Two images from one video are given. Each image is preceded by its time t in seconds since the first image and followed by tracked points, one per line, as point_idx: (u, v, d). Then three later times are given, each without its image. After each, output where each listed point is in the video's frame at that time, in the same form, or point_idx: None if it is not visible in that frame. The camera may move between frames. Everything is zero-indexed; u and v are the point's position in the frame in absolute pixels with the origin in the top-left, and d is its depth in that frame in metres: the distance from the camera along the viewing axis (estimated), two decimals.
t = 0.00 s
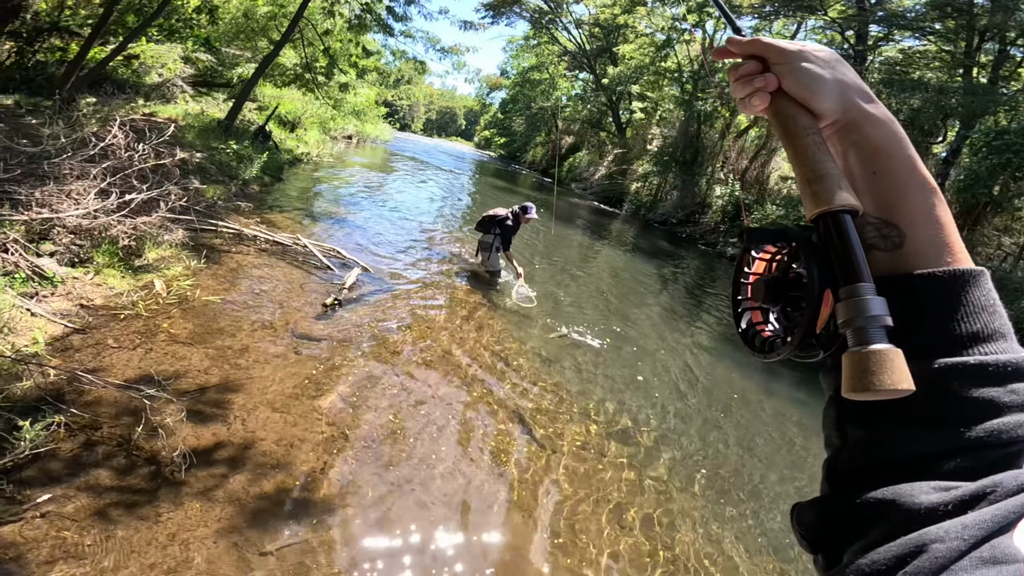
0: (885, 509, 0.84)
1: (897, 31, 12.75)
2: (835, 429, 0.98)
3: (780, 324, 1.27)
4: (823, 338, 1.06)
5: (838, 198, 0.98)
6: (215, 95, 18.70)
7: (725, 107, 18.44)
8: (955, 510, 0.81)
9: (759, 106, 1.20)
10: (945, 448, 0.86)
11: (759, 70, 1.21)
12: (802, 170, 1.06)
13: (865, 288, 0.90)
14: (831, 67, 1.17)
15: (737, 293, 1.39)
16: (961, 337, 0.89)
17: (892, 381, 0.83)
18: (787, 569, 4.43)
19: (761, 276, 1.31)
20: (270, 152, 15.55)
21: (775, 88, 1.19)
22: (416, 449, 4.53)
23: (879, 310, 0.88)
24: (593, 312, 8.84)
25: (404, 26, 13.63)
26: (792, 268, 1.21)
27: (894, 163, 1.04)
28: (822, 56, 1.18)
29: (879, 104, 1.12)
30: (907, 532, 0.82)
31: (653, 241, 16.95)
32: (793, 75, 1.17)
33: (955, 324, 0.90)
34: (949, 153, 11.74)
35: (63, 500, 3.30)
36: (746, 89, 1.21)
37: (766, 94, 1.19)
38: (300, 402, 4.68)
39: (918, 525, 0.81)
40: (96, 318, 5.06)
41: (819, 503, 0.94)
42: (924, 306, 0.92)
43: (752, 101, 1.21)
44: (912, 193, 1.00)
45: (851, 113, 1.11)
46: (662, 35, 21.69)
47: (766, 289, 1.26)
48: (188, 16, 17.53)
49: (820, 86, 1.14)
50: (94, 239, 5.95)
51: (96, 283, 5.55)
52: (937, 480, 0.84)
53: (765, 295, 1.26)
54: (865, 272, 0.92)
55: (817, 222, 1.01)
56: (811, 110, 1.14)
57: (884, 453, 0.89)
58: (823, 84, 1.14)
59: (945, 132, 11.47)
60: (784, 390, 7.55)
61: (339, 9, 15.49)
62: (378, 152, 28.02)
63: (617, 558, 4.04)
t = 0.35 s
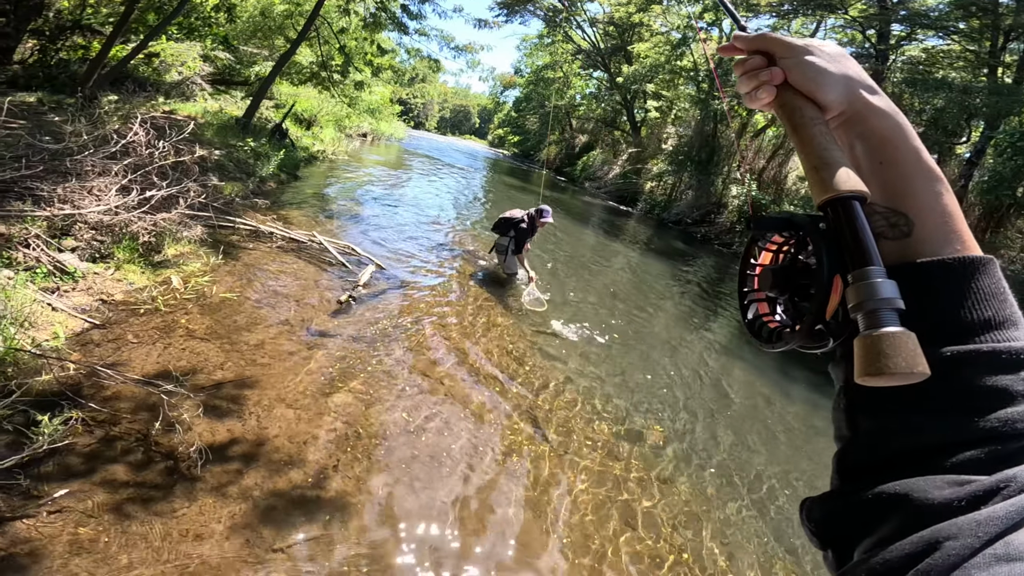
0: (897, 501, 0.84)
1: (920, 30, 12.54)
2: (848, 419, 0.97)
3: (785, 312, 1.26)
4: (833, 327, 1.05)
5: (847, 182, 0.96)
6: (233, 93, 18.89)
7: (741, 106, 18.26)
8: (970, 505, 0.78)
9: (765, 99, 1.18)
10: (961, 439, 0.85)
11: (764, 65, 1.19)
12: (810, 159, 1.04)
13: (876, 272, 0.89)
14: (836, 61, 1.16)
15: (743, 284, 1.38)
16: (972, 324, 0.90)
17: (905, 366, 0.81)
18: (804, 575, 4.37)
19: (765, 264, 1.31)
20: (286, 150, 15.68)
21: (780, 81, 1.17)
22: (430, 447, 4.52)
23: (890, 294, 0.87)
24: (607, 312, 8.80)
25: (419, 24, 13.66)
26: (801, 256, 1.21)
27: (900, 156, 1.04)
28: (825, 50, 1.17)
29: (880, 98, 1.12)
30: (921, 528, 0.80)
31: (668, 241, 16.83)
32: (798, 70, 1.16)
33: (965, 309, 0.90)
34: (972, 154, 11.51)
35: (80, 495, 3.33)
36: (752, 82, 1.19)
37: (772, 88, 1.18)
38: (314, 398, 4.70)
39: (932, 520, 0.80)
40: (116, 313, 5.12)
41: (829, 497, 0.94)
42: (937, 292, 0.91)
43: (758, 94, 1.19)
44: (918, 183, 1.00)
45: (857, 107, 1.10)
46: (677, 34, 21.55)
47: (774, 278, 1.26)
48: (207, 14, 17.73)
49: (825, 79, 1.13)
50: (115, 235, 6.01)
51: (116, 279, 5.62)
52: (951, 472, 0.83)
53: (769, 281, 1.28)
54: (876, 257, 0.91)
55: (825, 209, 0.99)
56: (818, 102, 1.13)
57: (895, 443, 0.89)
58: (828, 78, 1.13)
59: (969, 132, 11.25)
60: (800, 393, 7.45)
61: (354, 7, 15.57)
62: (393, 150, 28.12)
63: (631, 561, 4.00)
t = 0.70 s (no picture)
0: (952, 503, 0.76)
1: (956, 30, 12.25)
2: (894, 418, 0.90)
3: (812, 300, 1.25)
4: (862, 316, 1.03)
5: (901, 175, 0.91)
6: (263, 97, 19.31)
7: (769, 109, 18.02)
8: None
9: (832, 89, 1.10)
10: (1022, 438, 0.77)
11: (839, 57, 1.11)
12: (869, 149, 0.98)
13: (916, 260, 0.84)
14: (920, 62, 1.07)
15: (777, 267, 1.37)
16: None
17: (934, 355, 0.78)
18: None
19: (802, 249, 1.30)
20: (315, 152, 15.95)
21: (851, 75, 1.09)
22: (451, 450, 4.50)
23: (929, 283, 0.81)
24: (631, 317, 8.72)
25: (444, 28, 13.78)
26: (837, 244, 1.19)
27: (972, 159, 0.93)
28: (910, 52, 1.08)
29: (962, 107, 1.01)
30: (973, 531, 0.72)
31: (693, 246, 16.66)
32: (874, 63, 1.07)
33: None
34: (1012, 157, 11.15)
35: (111, 491, 3.40)
36: (824, 73, 1.11)
37: (844, 80, 1.09)
38: (339, 399, 4.72)
39: (985, 522, 0.72)
40: (152, 312, 5.23)
41: (873, 498, 0.88)
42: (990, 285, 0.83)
43: (827, 84, 1.10)
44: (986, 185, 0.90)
45: (930, 105, 1.00)
46: (702, 36, 21.37)
47: (809, 262, 1.24)
48: (238, 19, 18.16)
49: (900, 73, 1.04)
50: (152, 236, 6.17)
51: (152, 279, 5.75)
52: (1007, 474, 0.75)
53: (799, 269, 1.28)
54: (921, 246, 0.85)
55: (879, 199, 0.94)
56: (890, 97, 1.03)
57: (948, 440, 0.82)
58: (905, 74, 1.03)
59: (1008, 134, 10.89)
60: (830, 402, 7.27)
61: (379, 11, 15.77)
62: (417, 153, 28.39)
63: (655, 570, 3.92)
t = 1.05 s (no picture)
0: (1001, 510, 0.84)
1: (996, 31, 11.96)
2: (950, 430, 0.99)
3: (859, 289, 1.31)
4: (914, 311, 1.09)
5: (989, 178, 0.93)
6: (295, 106, 19.82)
7: (801, 113, 17.71)
8: None
9: (937, 95, 1.10)
10: None
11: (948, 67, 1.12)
12: (969, 152, 0.99)
13: (986, 259, 0.90)
14: None
15: (828, 260, 1.41)
16: None
17: (983, 345, 0.83)
18: None
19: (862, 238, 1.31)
20: (346, 160, 16.27)
21: (958, 85, 1.09)
22: (476, 456, 4.52)
23: (993, 280, 0.88)
24: (658, 325, 8.65)
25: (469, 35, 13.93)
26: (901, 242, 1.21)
27: None
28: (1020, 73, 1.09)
29: None
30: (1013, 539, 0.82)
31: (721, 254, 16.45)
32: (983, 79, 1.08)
33: None
34: None
35: (148, 488, 3.48)
36: (933, 77, 1.11)
37: (952, 89, 1.09)
38: (367, 403, 4.78)
39: None
40: (190, 315, 5.40)
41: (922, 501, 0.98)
42: None
43: (935, 88, 1.10)
44: None
45: None
46: (730, 40, 21.19)
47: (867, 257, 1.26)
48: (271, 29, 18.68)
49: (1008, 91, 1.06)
50: (192, 242, 6.38)
51: (192, 283, 5.93)
52: None
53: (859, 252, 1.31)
54: (994, 247, 0.91)
55: (959, 201, 0.98)
56: (995, 113, 1.05)
57: (1003, 454, 0.91)
58: (1014, 94, 1.05)
59: None
60: (865, 415, 7.06)
61: (406, 20, 16.02)
62: (443, 160, 28.71)
63: None
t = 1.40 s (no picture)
0: (933, 522, 0.74)
1: None
2: (889, 448, 0.89)
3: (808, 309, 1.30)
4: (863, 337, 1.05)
5: (941, 220, 0.88)
6: (328, 114, 20.29)
7: (838, 117, 17.38)
8: (998, 526, 0.69)
9: (899, 138, 1.11)
10: (999, 468, 0.74)
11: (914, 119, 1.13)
12: (919, 188, 0.95)
13: (937, 292, 0.84)
14: (981, 148, 1.09)
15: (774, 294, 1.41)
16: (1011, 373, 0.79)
17: (948, 365, 0.76)
18: None
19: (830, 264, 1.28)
20: (378, 168, 16.64)
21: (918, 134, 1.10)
22: (502, 462, 4.56)
23: (947, 308, 0.81)
24: (686, 334, 8.58)
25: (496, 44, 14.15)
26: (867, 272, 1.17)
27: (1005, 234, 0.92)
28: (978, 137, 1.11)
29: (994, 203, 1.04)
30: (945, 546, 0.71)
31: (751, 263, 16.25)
32: (942, 132, 1.09)
33: (997, 360, 0.80)
34: None
35: (189, 486, 3.58)
36: (896, 124, 1.13)
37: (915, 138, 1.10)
38: (396, 407, 4.87)
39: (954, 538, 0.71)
40: (232, 320, 5.61)
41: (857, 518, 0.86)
42: (979, 340, 0.81)
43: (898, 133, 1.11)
44: (1003, 262, 0.87)
45: (978, 182, 1.00)
46: (760, 44, 21.01)
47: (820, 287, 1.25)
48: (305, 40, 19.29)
49: (959, 147, 1.06)
50: (234, 249, 6.61)
51: (234, 288, 6.14)
52: (988, 493, 0.72)
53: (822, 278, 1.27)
54: (947, 281, 0.85)
55: (912, 241, 0.91)
56: (946, 163, 1.04)
57: (932, 465, 0.80)
58: (964, 152, 1.05)
59: None
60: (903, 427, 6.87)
61: (434, 29, 16.30)
62: (472, 167, 29.08)
63: None
